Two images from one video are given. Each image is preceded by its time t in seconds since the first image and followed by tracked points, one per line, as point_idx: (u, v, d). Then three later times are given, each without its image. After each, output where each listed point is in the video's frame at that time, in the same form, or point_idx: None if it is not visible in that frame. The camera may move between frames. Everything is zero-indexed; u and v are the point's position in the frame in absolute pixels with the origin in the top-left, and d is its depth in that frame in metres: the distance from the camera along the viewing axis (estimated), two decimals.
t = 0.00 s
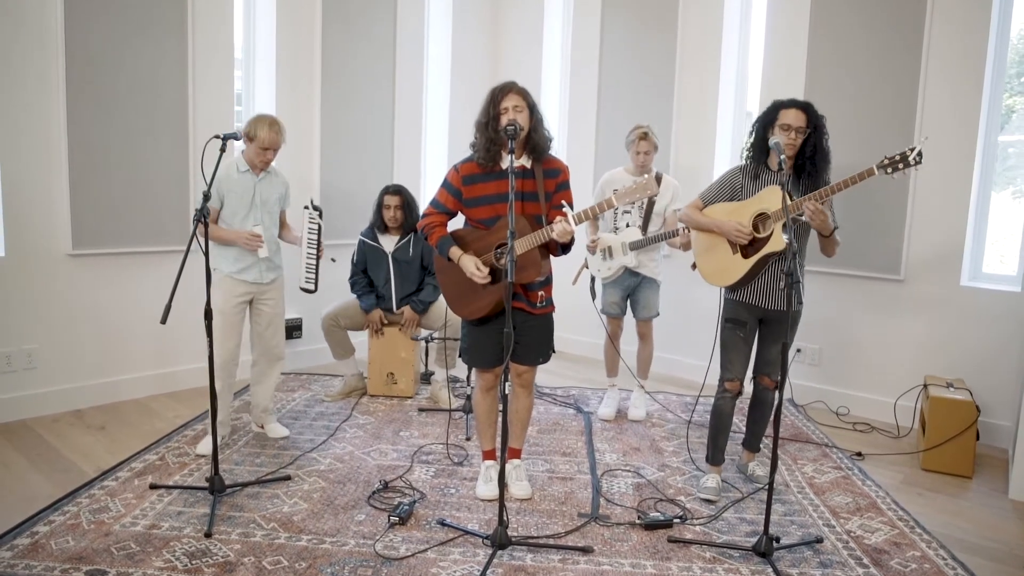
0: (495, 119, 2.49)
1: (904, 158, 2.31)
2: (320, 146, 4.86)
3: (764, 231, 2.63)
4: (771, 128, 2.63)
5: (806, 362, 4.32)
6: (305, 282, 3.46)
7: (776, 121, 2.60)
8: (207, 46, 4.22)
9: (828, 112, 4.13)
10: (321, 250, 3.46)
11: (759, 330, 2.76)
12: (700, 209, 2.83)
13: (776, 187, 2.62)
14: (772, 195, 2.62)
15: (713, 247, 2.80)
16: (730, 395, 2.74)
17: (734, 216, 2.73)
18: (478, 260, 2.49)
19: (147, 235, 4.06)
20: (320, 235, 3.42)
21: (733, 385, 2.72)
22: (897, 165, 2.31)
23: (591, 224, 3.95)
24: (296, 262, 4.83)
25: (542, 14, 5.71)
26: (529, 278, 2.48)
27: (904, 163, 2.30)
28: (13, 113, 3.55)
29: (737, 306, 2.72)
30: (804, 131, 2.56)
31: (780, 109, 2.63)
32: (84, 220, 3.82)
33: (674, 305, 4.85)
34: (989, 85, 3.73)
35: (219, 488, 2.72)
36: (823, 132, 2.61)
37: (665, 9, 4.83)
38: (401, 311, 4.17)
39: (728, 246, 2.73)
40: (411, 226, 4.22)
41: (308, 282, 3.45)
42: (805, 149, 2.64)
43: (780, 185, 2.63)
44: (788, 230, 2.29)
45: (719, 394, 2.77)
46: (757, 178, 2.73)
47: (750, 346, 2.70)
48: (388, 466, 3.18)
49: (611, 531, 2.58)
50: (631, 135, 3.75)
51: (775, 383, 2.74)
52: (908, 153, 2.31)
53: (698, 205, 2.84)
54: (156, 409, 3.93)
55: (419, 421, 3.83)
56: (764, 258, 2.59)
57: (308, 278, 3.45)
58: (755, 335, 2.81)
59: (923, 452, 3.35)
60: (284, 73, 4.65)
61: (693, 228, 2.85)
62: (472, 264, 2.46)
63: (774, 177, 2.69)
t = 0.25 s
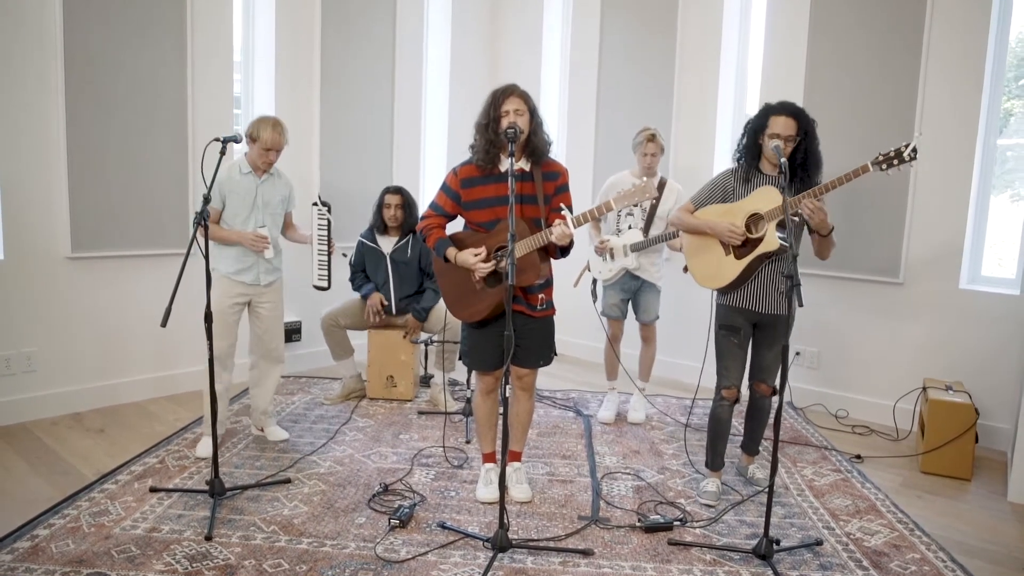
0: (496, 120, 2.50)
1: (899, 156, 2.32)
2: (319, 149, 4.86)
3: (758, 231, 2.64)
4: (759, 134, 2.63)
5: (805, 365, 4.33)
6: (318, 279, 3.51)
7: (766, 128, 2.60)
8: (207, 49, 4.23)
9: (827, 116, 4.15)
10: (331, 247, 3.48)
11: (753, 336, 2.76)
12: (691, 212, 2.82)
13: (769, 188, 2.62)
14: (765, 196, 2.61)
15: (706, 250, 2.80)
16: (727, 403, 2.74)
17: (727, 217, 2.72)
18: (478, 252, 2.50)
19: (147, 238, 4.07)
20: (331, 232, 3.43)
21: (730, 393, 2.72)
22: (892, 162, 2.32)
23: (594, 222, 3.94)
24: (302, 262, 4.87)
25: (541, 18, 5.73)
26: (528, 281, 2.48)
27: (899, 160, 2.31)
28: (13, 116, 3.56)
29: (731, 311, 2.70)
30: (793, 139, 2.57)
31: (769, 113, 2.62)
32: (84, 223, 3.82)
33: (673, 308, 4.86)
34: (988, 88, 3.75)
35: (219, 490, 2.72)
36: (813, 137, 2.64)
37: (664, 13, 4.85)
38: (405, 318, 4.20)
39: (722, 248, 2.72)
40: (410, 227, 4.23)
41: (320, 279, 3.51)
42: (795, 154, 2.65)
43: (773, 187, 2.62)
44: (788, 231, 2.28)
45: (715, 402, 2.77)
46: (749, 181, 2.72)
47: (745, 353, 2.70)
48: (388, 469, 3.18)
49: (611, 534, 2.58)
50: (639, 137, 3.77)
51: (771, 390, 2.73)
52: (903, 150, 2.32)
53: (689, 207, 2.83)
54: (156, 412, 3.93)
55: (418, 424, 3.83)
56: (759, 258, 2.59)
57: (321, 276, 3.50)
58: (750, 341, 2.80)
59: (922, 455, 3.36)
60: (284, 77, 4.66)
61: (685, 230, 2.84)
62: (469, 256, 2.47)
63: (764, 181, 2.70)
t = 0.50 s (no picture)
0: (493, 118, 2.49)
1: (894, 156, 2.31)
2: (316, 147, 4.85)
3: (749, 228, 2.63)
4: (745, 129, 2.64)
5: (803, 363, 4.33)
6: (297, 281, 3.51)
7: (751, 123, 2.61)
8: (204, 46, 4.21)
9: (825, 113, 4.14)
10: (311, 249, 3.48)
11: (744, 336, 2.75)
12: (678, 207, 2.80)
13: (758, 183, 2.62)
14: (755, 192, 2.62)
15: (694, 246, 2.78)
16: (718, 403, 2.74)
17: (715, 213, 2.71)
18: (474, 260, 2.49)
19: (145, 236, 4.06)
20: (310, 234, 3.44)
21: (721, 393, 2.72)
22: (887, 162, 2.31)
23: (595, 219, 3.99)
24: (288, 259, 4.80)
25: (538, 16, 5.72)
26: (525, 279, 2.48)
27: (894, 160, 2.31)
28: (9, 113, 3.54)
29: (719, 311, 2.70)
30: (780, 134, 2.58)
31: (754, 109, 2.63)
32: (81, 221, 3.81)
33: (670, 306, 4.86)
34: (985, 84, 3.73)
35: (217, 489, 2.72)
36: (798, 132, 2.64)
37: (662, 11, 4.84)
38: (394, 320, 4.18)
39: (711, 245, 2.71)
40: (408, 228, 4.21)
41: (299, 281, 3.51)
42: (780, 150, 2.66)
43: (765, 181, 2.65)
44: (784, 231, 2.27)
45: (707, 402, 2.77)
46: (735, 178, 2.72)
47: (735, 353, 2.70)
48: (385, 467, 3.18)
49: (608, 532, 2.58)
50: (642, 140, 3.77)
51: (767, 392, 2.72)
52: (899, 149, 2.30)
53: (676, 203, 2.81)
54: (153, 410, 3.92)
55: (415, 422, 3.83)
56: (751, 254, 2.58)
57: (299, 278, 3.50)
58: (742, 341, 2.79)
59: (920, 453, 3.35)
60: (280, 74, 4.65)
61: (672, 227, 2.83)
62: (467, 265, 2.45)
63: (752, 176, 2.70)
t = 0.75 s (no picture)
0: (499, 124, 2.50)
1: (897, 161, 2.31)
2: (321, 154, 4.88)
3: (750, 237, 2.63)
4: (742, 133, 2.66)
5: (809, 370, 4.32)
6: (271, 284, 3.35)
7: (749, 127, 2.62)
8: (211, 54, 4.25)
9: (829, 120, 4.14)
10: (285, 253, 3.33)
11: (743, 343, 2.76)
12: (674, 215, 2.80)
13: (757, 193, 2.62)
14: (756, 201, 2.61)
15: (692, 255, 2.76)
16: (717, 409, 2.73)
17: (715, 221, 2.70)
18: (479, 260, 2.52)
19: (152, 242, 4.08)
20: (286, 236, 3.31)
21: (721, 400, 2.72)
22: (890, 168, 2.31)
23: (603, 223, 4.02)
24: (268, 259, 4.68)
25: (542, 24, 5.74)
26: (530, 286, 2.48)
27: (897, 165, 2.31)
28: (18, 121, 3.58)
29: (719, 319, 2.69)
30: (778, 138, 2.60)
31: (751, 113, 2.65)
32: (89, 228, 3.84)
33: (676, 312, 4.85)
34: (992, 90, 3.73)
35: (222, 495, 2.72)
36: (794, 137, 2.68)
37: (666, 18, 4.86)
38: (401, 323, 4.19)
39: (712, 254, 2.69)
40: (413, 234, 4.24)
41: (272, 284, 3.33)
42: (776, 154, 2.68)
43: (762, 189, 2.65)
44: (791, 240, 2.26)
45: (706, 408, 2.76)
46: (731, 183, 2.73)
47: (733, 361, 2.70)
48: (390, 474, 3.18)
49: (613, 540, 2.57)
50: (651, 149, 3.75)
51: (779, 405, 2.70)
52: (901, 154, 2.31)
53: (672, 211, 2.81)
54: (160, 416, 3.94)
55: (420, 428, 3.83)
56: (754, 264, 2.59)
57: (272, 281, 3.33)
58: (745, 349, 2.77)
59: (928, 461, 3.33)
60: (286, 83, 4.68)
61: (668, 235, 2.81)
62: (472, 265, 2.48)
63: (748, 183, 2.71)
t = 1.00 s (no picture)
0: (508, 131, 2.51)
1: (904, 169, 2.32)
2: (332, 161, 4.91)
3: (757, 245, 2.63)
4: (745, 140, 2.64)
5: (819, 378, 4.29)
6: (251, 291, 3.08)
7: (752, 134, 2.61)
8: (223, 62, 4.29)
9: (840, 126, 4.13)
10: (264, 259, 2.97)
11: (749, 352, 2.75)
12: (679, 224, 2.78)
13: (765, 201, 2.63)
14: (763, 209, 2.63)
15: (698, 264, 2.74)
16: (723, 418, 2.73)
17: (721, 230, 2.69)
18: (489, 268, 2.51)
19: (164, 249, 4.12)
20: (265, 241, 2.95)
21: (726, 408, 2.71)
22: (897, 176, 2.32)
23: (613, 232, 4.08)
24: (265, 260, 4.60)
25: (551, 31, 5.76)
26: (539, 292, 2.48)
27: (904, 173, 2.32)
28: (33, 129, 3.63)
29: (725, 327, 2.69)
30: (781, 146, 2.58)
31: (755, 120, 2.64)
32: (102, 234, 3.88)
33: (685, 319, 4.84)
34: (1006, 97, 3.71)
35: (231, 501, 2.74)
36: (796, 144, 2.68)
37: (675, 25, 4.86)
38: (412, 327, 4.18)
39: (719, 263, 2.68)
40: (422, 241, 4.25)
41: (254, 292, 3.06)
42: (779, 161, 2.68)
43: (767, 197, 2.65)
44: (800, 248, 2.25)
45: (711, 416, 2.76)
46: (734, 192, 2.73)
47: (739, 369, 2.70)
48: (398, 480, 3.19)
49: (621, 548, 2.57)
50: (654, 152, 3.80)
51: (786, 414, 2.67)
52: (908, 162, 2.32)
53: (676, 220, 2.77)
54: (170, 421, 3.96)
55: (429, 435, 3.83)
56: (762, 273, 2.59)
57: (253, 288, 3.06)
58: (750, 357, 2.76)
59: (939, 470, 3.30)
60: (297, 91, 4.71)
61: (673, 244, 2.79)
62: (482, 272, 2.48)
63: (751, 191, 2.71)
